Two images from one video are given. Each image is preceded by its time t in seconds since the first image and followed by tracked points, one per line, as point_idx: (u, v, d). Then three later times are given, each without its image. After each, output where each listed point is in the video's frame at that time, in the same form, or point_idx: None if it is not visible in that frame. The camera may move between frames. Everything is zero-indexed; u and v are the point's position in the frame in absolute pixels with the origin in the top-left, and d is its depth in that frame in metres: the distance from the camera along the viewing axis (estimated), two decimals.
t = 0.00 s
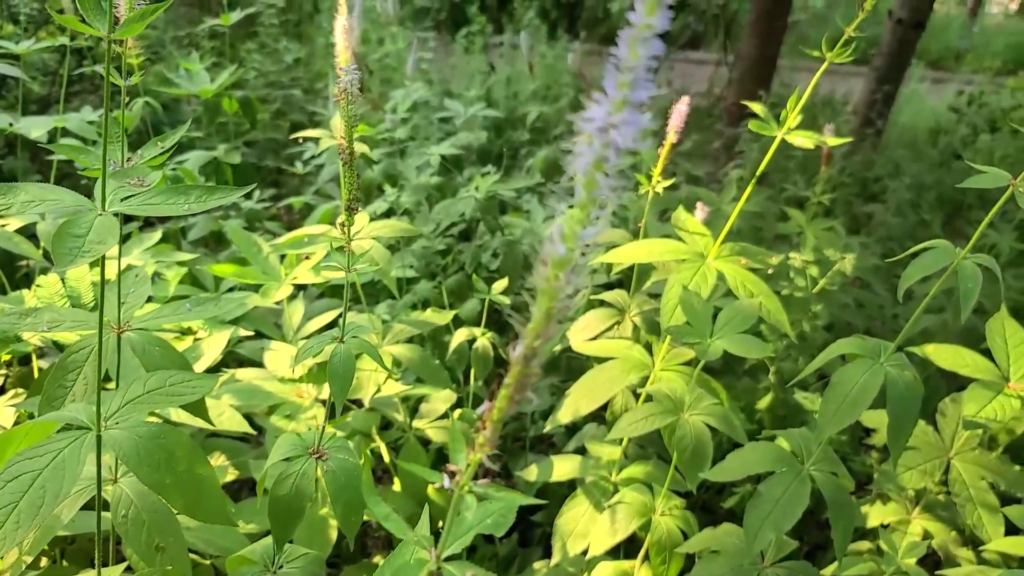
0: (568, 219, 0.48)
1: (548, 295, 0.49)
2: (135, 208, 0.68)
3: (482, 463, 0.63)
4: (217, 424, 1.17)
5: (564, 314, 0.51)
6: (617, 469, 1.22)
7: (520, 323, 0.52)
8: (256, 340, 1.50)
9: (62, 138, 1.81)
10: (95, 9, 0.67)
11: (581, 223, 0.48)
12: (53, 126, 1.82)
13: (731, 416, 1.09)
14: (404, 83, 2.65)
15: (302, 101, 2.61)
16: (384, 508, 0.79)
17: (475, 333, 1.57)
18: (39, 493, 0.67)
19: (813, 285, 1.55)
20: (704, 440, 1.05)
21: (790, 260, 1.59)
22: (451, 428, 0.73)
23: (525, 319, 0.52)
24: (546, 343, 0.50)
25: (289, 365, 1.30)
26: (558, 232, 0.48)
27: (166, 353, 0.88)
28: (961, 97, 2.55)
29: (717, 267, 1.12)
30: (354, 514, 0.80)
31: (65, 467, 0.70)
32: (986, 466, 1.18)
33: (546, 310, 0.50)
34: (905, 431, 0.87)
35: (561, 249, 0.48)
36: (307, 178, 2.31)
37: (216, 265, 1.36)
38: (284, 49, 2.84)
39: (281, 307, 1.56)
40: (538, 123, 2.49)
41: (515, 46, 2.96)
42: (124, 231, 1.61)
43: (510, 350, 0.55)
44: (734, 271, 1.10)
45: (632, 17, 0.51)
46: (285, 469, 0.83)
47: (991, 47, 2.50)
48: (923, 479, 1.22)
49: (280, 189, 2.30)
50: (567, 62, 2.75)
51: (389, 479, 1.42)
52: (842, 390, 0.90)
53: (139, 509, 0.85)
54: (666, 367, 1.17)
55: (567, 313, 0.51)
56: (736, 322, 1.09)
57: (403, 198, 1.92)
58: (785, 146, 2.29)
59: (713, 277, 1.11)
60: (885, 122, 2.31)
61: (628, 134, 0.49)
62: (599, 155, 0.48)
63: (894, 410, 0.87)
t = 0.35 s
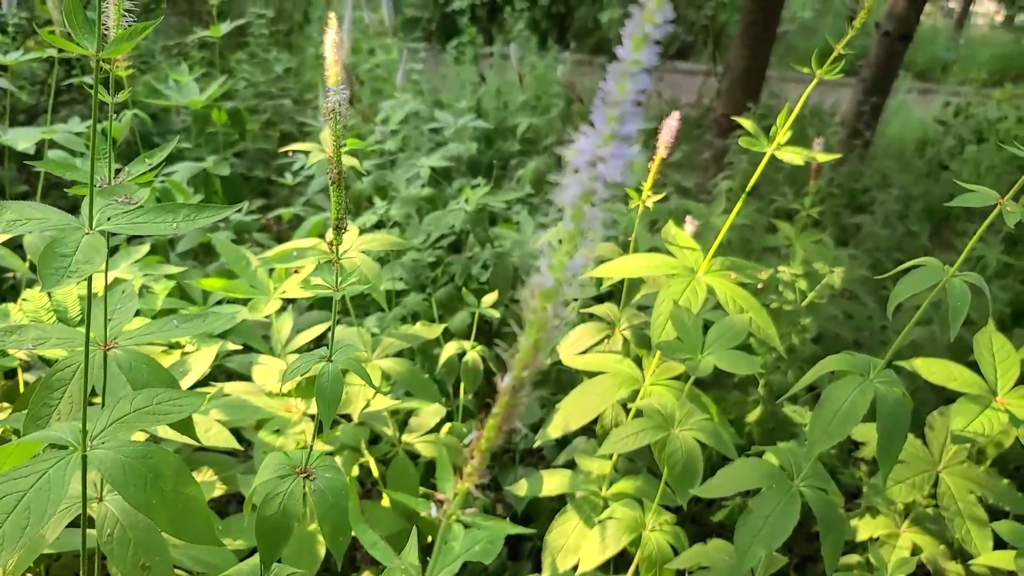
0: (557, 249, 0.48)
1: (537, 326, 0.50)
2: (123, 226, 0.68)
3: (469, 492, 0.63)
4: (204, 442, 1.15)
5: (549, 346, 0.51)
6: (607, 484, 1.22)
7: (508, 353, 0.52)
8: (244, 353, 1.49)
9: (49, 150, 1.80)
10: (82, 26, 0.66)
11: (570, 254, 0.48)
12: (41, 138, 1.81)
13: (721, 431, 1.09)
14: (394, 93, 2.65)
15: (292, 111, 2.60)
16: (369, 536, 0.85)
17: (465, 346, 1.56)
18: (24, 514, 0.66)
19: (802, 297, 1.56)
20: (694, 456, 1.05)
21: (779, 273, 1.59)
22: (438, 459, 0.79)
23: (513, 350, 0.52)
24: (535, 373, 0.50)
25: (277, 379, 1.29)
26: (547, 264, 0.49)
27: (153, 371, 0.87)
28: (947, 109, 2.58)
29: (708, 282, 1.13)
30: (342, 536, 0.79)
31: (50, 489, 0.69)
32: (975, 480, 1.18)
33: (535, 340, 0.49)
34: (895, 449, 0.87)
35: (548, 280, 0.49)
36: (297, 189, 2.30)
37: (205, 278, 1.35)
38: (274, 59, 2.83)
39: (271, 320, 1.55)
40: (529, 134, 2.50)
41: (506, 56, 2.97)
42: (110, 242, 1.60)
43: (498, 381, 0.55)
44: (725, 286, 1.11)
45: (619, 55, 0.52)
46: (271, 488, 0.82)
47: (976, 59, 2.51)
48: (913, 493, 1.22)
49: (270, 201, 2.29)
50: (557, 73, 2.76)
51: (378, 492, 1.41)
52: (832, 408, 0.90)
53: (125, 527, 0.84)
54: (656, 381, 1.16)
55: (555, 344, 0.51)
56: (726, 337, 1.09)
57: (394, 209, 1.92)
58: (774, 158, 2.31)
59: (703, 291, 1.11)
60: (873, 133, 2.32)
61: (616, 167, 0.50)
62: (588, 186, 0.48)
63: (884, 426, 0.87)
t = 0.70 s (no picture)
0: (543, 277, 0.49)
1: (524, 350, 0.50)
2: (116, 242, 0.68)
3: (459, 512, 0.62)
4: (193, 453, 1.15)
5: (537, 368, 0.51)
6: (599, 495, 1.22)
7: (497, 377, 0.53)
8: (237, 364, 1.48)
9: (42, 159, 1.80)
10: (78, 43, 0.67)
11: (556, 282, 0.49)
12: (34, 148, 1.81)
13: (712, 443, 1.10)
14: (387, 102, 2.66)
15: (286, 120, 2.61)
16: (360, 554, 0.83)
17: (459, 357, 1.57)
18: (15, 529, 0.66)
19: (793, 307, 1.57)
20: (685, 468, 1.05)
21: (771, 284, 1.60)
22: (427, 477, 0.77)
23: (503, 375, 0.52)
24: (521, 398, 0.51)
25: (270, 390, 1.29)
26: (534, 289, 0.50)
27: (145, 384, 0.87)
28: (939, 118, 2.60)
29: (699, 294, 1.14)
30: (332, 549, 0.79)
31: (42, 503, 0.69)
32: (966, 491, 1.19)
33: (523, 364, 0.50)
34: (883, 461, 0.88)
35: (535, 305, 0.49)
36: (291, 199, 2.30)
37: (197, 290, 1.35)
38: (268, 68, 2.84)
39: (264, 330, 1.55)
40: (523, 143, 2.51)
41: (500, 65, 2.98)
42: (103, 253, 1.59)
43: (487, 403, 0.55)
44: (716, 298, 1.12)
45: (605, 84, 0.50)
46: (263, 501, 0.82)
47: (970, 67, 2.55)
48: (904, 503, 1.23)
49: (264, 209, 2.29)
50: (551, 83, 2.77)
51: (370, 503, 1.41)
52: (820, 421, 0.91)
53: (116, 541, 0.84)
54: (648, 393, 1.16)
55: (543, 368, 0.52)
56: (716, 349, 1.10)
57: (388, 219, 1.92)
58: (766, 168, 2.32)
59: (694, 303, 1.13)
60: (864, 142, 2.34)
61: (602, 198, 0.49)
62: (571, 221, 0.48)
63: (873, 439, 0.88)
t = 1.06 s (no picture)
0: (536, 302, 0.52)
1: (517, 373, 0.54)
2: (115, 258, 0.68)
3: (454, 530, 0.67)
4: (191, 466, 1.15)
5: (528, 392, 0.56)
6: (596, 506, 1.22)
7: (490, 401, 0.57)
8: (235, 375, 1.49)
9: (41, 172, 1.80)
10: (77, 62, 0.68)
11: (548, 308, 0.52)
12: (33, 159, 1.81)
13: (708, 455, 1.10)
14: (386, 111, 2.66)
15: (284, 129, 2.61)
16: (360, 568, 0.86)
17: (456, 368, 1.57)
18: (15, 544, 0.66)
19: (790, 315, 1.58)
20: (681, 480, 1.06)
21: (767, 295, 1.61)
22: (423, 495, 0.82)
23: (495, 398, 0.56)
24: (515, 419, 0.55)
25: (267, 402, 1.29)
26: (527, 315, 0.53)
27: (142, 398, 0.87)
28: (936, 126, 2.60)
29: (694, 305, 1.14)
30: (328, 565, 0.79)
31: (40, 518, 0.69)
32: (962, 501, 1.19)
33: (516, 386, 0.54)
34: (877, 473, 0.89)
35: (528, 330, 0.53)
36: (289, 209, 2.31)
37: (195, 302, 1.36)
38: (267, 78, 2.85)
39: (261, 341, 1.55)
40: (521, 151, 2.51)
41: (498, 74, 2.99)
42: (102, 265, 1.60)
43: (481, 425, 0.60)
44: (710, 308, 1.12)
45: (595, 114, 0.55)
46: (260, 516, 0.82)
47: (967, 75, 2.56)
48: (900, 514, 1.23)
49: (263, 219, 2.29)
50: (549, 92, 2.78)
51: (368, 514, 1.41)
52: (814, 432, 0.92)
53: (114, 555, 0.84)
54: (643, 404, 1.17)
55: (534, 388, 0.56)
56: (710, 362, 1.11)
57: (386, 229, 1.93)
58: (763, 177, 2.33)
59: (689, 314, 1.13)
60: (862, 150, 2.36)
61: (591, 225, 0.54)
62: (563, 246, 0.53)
63: (866, 451, 0.88)
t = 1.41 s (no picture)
0: (524, 318, 0.59)
1: (505, 387, 0.60)
2: (109, 272, 0.69)
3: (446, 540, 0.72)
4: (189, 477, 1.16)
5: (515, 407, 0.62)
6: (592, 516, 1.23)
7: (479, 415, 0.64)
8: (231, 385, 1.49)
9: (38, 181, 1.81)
10: (71, 75, 0.68)
11: (534, 322, 0.59)
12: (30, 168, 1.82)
13: (703, 465, 1.10)
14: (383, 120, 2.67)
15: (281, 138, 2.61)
16: None
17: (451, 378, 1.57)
18: (8, 556, 0.67)
19: (786, 324, 1.58)
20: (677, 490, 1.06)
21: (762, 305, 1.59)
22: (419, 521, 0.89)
23: (484, 411, 0.63)
24: (502, 431, 0.62)
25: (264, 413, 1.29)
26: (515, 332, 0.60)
27: (138, 410, 0.87)
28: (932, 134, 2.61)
29: (689, 315, 1.15)
30: None
31: (34, 531, 0.69)
32: (956, 509, 1.20)
33: (504, 401, 0.60)
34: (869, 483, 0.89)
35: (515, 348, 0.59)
36: (286, 217, 2.31)
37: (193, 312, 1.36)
38: (264, 86, 2.85)
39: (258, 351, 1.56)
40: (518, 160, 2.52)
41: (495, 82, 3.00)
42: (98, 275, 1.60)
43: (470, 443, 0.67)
44: (703, 317, 1.13)
45: (579, 136, 0.63)
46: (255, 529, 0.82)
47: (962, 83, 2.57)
48: (895, 522, 1.23)
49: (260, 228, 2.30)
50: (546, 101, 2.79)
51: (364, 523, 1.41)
52: (808, 443, 0.92)
53: (109, 567, 0.84)
54: (639, 414, 1.18)
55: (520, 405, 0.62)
56: (707, 371, 1.09)
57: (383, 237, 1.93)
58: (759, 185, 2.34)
59: (684, 323, 1.14)
60: (858, 158, 2.36)
61: (576, 240, 0.62)
62: (550, 261, 0.60)
63: (859, 461, 0.89)
